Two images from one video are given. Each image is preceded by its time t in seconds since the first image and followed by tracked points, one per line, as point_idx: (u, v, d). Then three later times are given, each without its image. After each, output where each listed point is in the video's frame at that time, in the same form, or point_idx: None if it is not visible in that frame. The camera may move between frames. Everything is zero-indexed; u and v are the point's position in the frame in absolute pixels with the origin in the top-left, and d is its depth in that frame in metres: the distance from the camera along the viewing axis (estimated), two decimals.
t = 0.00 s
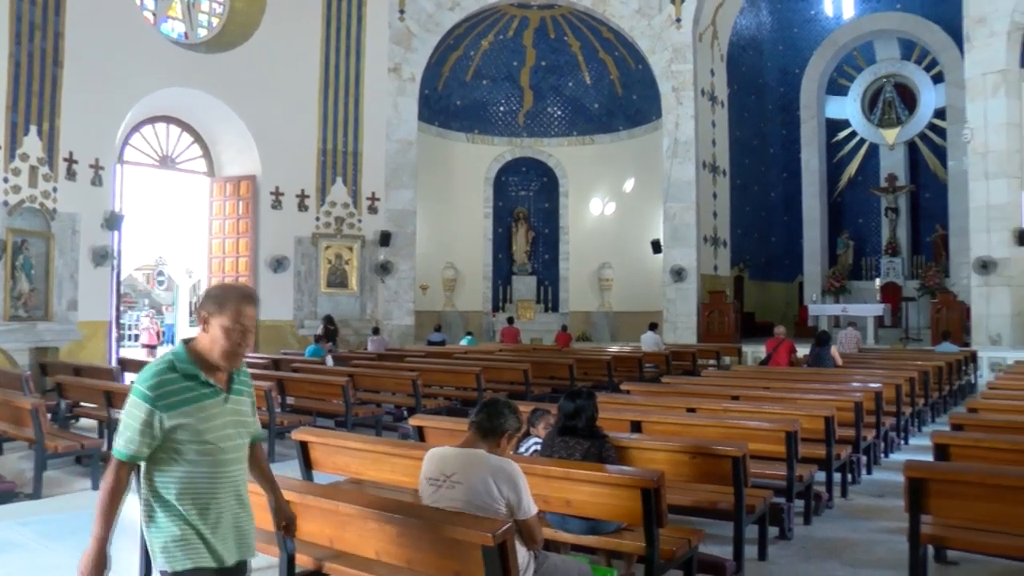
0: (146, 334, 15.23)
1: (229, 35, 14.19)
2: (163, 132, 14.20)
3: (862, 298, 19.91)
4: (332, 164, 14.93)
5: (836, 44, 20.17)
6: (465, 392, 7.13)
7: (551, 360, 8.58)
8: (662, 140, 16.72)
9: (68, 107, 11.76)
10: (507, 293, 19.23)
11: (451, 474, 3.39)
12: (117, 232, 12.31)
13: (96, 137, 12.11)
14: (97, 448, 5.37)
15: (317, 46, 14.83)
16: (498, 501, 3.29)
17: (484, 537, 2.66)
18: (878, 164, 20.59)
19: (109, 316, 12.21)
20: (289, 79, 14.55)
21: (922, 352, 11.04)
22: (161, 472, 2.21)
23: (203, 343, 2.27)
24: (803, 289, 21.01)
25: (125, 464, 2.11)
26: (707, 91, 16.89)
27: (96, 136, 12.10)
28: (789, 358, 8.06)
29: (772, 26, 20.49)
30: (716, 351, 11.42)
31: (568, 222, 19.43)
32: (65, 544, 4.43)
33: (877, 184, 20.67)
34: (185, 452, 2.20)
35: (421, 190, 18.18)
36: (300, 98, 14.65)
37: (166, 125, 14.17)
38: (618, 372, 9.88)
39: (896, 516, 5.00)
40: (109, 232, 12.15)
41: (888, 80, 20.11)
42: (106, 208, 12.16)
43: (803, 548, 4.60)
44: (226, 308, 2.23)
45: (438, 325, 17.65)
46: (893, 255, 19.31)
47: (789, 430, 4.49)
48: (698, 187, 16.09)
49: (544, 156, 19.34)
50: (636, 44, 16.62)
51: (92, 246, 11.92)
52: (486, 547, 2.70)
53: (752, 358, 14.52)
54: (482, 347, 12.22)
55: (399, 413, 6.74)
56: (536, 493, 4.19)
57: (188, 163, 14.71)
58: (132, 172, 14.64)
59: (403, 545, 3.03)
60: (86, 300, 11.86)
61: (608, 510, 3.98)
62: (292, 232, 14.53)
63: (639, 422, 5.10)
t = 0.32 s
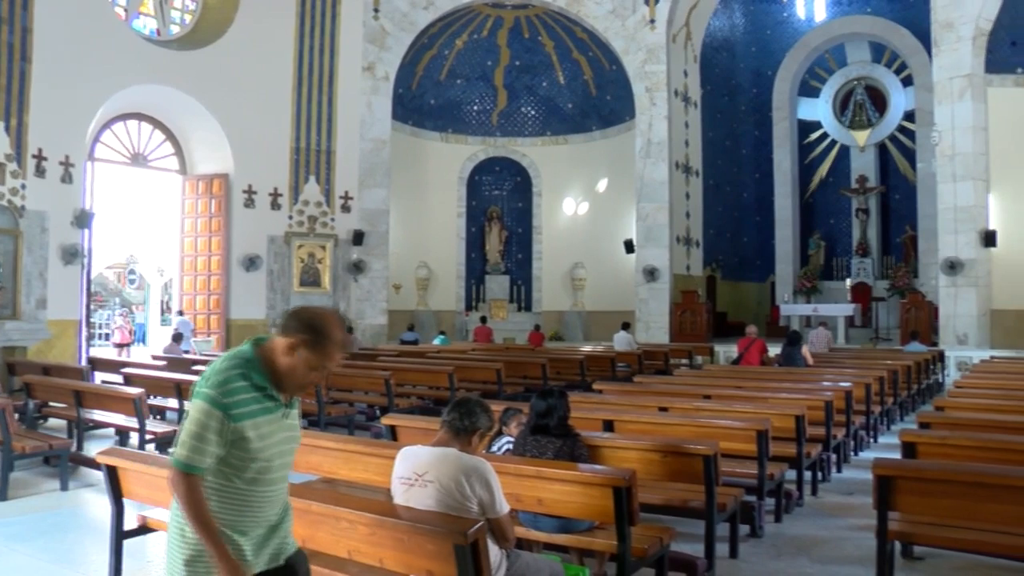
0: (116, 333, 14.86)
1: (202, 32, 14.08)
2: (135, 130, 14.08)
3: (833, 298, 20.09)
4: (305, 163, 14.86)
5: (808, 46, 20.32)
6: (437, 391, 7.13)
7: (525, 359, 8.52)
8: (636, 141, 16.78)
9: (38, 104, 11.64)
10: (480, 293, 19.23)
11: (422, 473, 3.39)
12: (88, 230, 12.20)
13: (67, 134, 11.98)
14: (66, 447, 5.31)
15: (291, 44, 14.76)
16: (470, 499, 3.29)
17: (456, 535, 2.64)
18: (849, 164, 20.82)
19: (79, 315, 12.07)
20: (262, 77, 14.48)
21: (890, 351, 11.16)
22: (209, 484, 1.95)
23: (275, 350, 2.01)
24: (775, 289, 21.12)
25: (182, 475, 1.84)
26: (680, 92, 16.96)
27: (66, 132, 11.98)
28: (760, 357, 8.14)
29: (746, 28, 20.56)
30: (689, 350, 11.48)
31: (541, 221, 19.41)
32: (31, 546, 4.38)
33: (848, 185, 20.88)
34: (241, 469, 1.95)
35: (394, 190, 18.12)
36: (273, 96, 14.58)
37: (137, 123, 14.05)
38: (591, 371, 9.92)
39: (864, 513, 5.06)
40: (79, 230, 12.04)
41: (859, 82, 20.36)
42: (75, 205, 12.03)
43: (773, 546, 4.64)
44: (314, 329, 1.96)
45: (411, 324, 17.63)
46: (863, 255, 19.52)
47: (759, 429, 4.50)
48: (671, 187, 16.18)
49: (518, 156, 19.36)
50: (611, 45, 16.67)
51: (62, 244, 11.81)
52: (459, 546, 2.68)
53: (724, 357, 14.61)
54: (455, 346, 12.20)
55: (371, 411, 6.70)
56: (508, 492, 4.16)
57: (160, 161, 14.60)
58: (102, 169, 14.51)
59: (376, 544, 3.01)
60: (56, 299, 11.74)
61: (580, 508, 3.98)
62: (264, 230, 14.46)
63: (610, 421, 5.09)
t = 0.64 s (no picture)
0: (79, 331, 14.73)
1: (172, 27, 13.98)
2: (103, 126, 13.96)
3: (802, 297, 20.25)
4: (275, 160, 14.81)
5: (778, 47, 20.48)
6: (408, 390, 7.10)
7: (495, 357, 8.64)
8: (608, 140, 16.86)
9: (4, 100, 11.54)
10: (451, 291, 19.20)
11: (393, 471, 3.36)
12: (54, 227, 12.10)
13: (32, 130, 11.87)
14: (32, 448, 5.24)
15: (262, 41, 14.72)
16: (439, 498, 3.24)
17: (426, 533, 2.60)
18: (818, 164, 21.06)
19: (46, 313, 11.97)
20: (234, 73, 14.42)
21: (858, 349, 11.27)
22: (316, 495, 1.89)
23: (407, 371, 1.97)
24: (745, 288, 21.21)
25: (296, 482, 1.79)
26: (651, 91, 17.05)
27: (32, 128, 11.86)
28: (730, 355, 8.21)
29: (716, 28, 20.64)
30: (659, 349, 11.55)
31: (513, 219, 19.35)
32: None
33: (817, 184, 21.09)
34: (357, 486, 1.90)
35: (365, 187, 18.00)
36: (244, 93, 14.52)
37: (106, 119, 13.93)
38: (562, 370, 9.94)
39: (831, 509, 5.12)
40: (46, 227, 11.94)
41: (829, 83, 20.62)
42: (42, 202, 11.93)
43: (742, 542, 4.68)
44: (455, 360, 1.94)
45: (382, 323, 17.56)
46: (832, 254, 19.73)
47: (729, 426, 4.53)
48: (642, 186, 16.26)
49: (489, 154, 19.29)
50: (583, 43, 16.73)
51: (28, 241, 11.70)
52: (427, 544, 2.63)
53: (694, 355, 14.68)
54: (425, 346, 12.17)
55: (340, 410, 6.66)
56: (478, 490, 4.15)
57: (129, 158, 14.49)
58: (69, 165, 14.37)
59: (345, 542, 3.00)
60: (21, 296, 11.62)
61: (550, 505, 3.99)
62: (234, 228, 14.40)
63: (580, 420, 5.08)
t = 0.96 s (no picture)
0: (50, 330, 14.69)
1: (145, 23, 13.93)
2: (75, 123, 13.95)
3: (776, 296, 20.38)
4: (250, 158, 14.74)
5: (752, 48, 20.61)
6: (383, 389, 7.09)
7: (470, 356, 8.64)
8: (583, 139, 16.91)
9: None
10: (427, 290, 19.21)
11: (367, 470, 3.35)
12: (25, 225, 12.08)
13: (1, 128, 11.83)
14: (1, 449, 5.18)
15: (237, 38, 14.68)
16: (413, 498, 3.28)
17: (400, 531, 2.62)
18: (792, 164, 21.22)
19: (17, 313, 11.90)
20: (207, 71, 14.40)
21: (831, 348, 11.36)
22: (420, 485, 1.95)
23: (511, 367, 2.07)
24: (719, 288, 21.28)
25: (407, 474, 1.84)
26: (627, 91, 17.11)
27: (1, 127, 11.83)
28: (705, 354, 8.26)
29: (692, 28, 20.68)
30: (635, 348, 11.59)
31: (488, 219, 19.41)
32: None
33: (791, 185, 21.26)
34: (461, 478, 1.96)
35: (340, 186, 17.92)
36: (218, 90, 14.48)
37: (78, 116, 13.97)
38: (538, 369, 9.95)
39: (804, 507, 5.16)
40: (16, 225, 11.93)
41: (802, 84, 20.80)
42: (13, 200, 11.89)
43: (716, 540, 4.71)
44: (561, 358, 2.06)
45: (357, 323, 17.50)
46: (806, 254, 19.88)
47: (702, 425, 4.54)
48: (617, 185, 16.31)
49: (465, 153, 19.26)
50: (558, 43, 16.78)
51: None
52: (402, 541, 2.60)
53: (669, 354, 14.74)
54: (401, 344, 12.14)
55: (316, 409, 6.64)
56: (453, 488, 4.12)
57: (102, 155, 14.48)
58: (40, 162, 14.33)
59: (320, 541, 2.98)
60: None
61: (525, 504, 3.97)
62: (209, 227, 14.35)
63: (556, 419, 5.08)
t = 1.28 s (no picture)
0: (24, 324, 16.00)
1: (118, 21, 13.89)
2: (46, 121, 13.95)
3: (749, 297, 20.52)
4: (224, 158, 14.69)
5: (726, 50, 20.74)
6: (357, 390, 7.08)
7: (444, 356, 8.66)
8: (558, 140, 16.95)
9: None
10: (401, 290, 19.21)
11: (339, 470, 3.33)
12: None
13: None
14: None
15: (211, 37, 14.65)
16: (385, 498, 3.26)
17: (373, 532, 2.63)
18: (765, 166, 21.42)
19: None
20: (180, 70, 14.37)
21: (802, 348, 11.45)
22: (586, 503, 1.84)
23: (621, 354, 1.95)
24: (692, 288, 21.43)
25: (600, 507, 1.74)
26: (602, 92, 17.18)
27: None
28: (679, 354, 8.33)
29: (666, 30, 20.79)
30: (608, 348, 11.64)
31: (463, 219, 19.41)
32: None
33: (764, 186, 21.44)
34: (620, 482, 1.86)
35: (314, 186, 17.87)
36: (192, 89, 14.45)
37: (49, 114, 13.98)
38: (512, 369, 9.96)
39: (776, 506, 5.20)
40: None
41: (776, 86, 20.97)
42: None
43: (689, 539, 4.73)
44: (672, 334, 1.94)
45: (330, 322, 17.50)
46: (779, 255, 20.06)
47: (676, 425, 4.54)
48: (591, 186, 16.36)
49: (439, 153, 19.32)
50: (533, 44, 16.81)
51: None
52: (374, 543, 2.65)
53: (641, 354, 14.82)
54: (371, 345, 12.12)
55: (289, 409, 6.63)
56: (426, 489, 4.09)
57: (73, 154, 14.46)
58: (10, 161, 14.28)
59: (292, 542, 2.95)
60: None
61: (498, 504, 3.92)
62: (182, 226, 14.31)
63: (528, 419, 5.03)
